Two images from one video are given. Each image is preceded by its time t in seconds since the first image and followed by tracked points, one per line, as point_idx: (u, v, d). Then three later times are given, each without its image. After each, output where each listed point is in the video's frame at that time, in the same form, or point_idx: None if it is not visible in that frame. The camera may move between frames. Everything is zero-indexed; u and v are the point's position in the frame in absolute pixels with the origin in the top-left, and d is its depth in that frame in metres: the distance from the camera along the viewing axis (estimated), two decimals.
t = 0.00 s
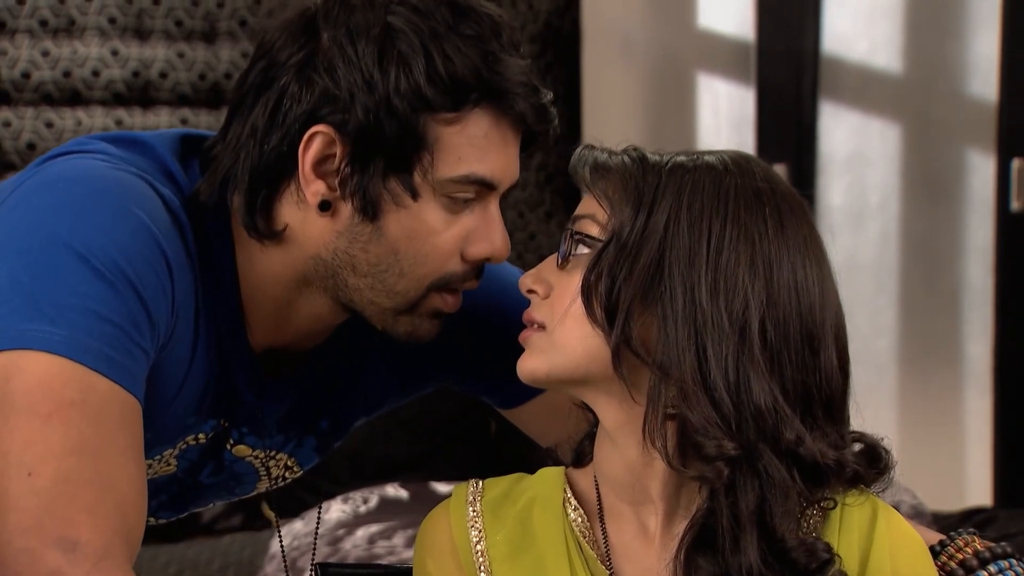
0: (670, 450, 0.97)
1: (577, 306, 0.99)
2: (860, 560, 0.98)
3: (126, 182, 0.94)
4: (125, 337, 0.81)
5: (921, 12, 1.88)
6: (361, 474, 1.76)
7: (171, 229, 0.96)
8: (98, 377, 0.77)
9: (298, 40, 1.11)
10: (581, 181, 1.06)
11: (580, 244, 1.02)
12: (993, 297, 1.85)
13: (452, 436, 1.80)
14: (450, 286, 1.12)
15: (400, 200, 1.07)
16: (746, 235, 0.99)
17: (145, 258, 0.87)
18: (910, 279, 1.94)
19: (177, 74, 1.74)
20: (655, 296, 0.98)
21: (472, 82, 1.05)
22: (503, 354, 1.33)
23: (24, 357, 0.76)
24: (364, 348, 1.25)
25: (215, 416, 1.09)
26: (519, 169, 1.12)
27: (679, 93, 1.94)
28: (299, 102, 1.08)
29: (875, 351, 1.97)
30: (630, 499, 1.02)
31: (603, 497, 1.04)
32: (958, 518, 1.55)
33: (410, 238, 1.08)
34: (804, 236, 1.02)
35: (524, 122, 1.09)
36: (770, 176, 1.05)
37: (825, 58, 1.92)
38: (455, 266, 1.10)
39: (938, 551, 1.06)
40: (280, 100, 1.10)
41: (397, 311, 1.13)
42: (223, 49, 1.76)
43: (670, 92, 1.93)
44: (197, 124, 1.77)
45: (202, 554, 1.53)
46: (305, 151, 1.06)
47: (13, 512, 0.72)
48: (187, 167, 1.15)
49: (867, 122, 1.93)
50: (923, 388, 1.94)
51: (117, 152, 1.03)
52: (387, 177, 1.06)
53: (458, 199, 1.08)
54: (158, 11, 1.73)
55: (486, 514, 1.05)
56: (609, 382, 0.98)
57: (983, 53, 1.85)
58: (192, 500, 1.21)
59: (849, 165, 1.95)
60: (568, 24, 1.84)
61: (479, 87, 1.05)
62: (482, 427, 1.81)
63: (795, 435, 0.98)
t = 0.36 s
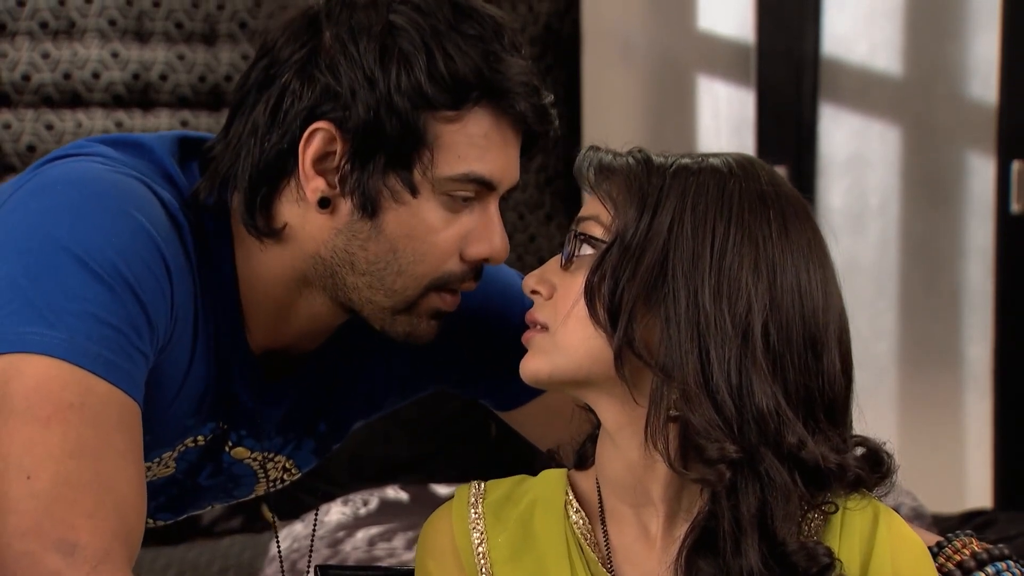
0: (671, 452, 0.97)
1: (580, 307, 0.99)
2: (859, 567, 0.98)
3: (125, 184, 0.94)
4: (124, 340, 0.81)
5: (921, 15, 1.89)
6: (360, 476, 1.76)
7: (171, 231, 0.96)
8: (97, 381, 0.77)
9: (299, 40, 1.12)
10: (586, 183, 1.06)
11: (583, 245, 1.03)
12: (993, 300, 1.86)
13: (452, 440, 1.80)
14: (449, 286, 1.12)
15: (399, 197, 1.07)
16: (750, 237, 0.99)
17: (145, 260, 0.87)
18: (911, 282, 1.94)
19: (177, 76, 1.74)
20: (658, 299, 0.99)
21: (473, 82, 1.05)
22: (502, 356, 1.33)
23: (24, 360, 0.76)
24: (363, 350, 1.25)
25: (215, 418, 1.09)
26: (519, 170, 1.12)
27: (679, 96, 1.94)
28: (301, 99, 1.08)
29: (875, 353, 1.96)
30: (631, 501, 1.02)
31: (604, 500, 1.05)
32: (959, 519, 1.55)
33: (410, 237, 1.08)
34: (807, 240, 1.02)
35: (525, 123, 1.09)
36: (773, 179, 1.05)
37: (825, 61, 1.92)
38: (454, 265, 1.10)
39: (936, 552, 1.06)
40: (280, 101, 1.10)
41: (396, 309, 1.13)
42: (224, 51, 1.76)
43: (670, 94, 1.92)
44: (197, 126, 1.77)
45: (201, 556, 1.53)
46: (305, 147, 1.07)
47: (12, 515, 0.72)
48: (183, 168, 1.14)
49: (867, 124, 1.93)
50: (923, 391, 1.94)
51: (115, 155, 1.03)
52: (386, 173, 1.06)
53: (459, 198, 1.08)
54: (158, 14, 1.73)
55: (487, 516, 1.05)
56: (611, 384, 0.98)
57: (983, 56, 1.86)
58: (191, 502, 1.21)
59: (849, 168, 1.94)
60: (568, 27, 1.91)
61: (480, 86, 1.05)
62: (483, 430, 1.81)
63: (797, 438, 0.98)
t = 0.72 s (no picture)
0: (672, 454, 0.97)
1: (580, 309, 0.99)
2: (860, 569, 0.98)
3: (120, 188, 0.94)
4: (119, 344, 0.81)
5: (921, 18, 1.88)
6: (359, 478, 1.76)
7: (166, 234, 0.96)
8: (93, 385, 0.78)
9: (298, 41, 1.12)
10: (586, 185, 1.06)
11: (584, 247, 1.03)
12: (993, 302, 1.85)
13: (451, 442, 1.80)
14: (448, 288, 1.12)
15: (398, 198, 1.07)
16: (750, 239, 0.99)
17: (141, 264, 0.87)
18: (910, 284, 1.94)
19: (177, 78, 1.74)
20: (658, 301, 0.99)
21: (472, 85, 1.05)
22: (502, 359, 1.33)
23: (20, 364, 0.76)
24: (363, 353, 1.25)
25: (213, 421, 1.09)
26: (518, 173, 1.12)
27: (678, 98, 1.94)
28: (301, 98, 1.08)
29: (875, 355, 1.97)
30: (631, 503, 1.02)
31: (604, 502, 1.05)
32: (959, 521, 1.55)
33: (408, 237, 1.08)
34: (808, 242, 1.02)
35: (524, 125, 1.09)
36: (774, 181, 1.05)
37: (825, 62, 1.92)
38: (452, 266, 1.10)
39: (935, 554, 1.06)
40: (280, 102, 1.10)
41: (396, 309, 1.13)
42: (223, 53, 1.77)
43: (669, 96, 1.92)
44: (197, 128, 1.77)
45: (201, 559, 1.53)
46: (305, 147, 1.07)
47: (9, 519, 0.72)
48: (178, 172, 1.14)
49: (867, 126, 1.93)
50: (923, 393, 1.94)
51: (112, 158, 1.03)
52: (385, 173, 1.06)
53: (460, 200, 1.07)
54: (158, 16, 1.73)
55: (488, 518, 1.05)
56: (610, 386, 0.98)
57: (983, 59, 1.85)
58: (188, 505, 1.21)
59: (849, 170, 1.95)
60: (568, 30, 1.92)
61: (479, 88, 1.06)
62: (482, 432, 1.81)
63: (797, 441, 0.98)
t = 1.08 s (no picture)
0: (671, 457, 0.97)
1: (581, 312, 0.99)
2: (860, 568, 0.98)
3: (119, 188, 0.94)
4: (118, 345, 0.81)
5: (921, 19, 1.88)
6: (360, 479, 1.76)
7: (165, 235, 0.96)
8: (93, 386, 0.78)
9: (299, 45, 1.12)
10: (587, 186, 1.06)
11: (587, 249, 1.03)
12: (993, 302, 1.85)
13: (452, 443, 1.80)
14: (451, 291, 1.12)
15: (403, 202, 1.07)
16: (750, 240, 0.99)
17: (139, 265, 0.87)
18: (910, 284, 1.94)
19: (177, 79, 1.74)
20: (658, 302, 0.99)
21: (472, 86, 1.05)
22: (502, 360, 1.33)
23: (19, 366, 0.76)
24: (363, 353, 1.25)
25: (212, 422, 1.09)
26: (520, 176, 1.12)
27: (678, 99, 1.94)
28: (305, 104, 1.08)
29: (875, 356, 1.97)
30: (632, 502, 1.02)
31: (604, 500, 1.05)
32: (959, 522, 1.55)
33: (414, 240, 1.08)
34: (808, 243, 1.02)
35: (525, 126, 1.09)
36: (774, 182, 1.05)
37: (825, 62, 1.92)
38: (456, 269, 1.10)
39: (935, 555, 1.05)
40: (281, 105, 1.10)
41: (402, 312, 1.13)
42: (224, 54, 1.76)
43: (669, 98, 1.93)
44: (197, 129, 1.76)
45: (201, 560, 1.53)
46: (310, 152, 1.07)
47: (8, 520, 0.72)
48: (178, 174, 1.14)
49: (866, 127, 1.93)
50: (923, 393, 1.94)
51: (111, 159, 1.03)
52: (391, 179, 1.06)
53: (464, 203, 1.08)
54: (158, 17, 1.73)
55: (488, 515, 1.05)
56: (610, 387, 0.98)
57: (983, 60, 1.85)
58: (187, 505, 1.21)
59: (849, 170, 1.95)
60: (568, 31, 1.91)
61: (479, 90, 1.06)
62: (483, 432, 1.81)
63: (798, 442, 0.98)
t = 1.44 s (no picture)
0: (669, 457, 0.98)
1: (579, 311, 0.99)
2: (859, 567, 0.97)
3: (120, 188, 0.94)
4: (118, 345, 0.81)
5: (922, 19, 1.89)
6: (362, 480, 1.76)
7: (166, 235, 0.96)
8: (94, 387, 0.78)
9: (301, 45, 1.12)
10: (586, 186, 1.06)
11: (586, 248, 1.03)
12: (993, 303, 1.86)
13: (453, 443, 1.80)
14: (451, 291, 1.12)
15: (404, 202, 1.07)
16: (748, 239, 1.00)
17: (140, 264, 0.87)
18: (910, 285, 1.94)
19: (177, 80, 1.74)
20: (656, 303, 0.99)
21: (474, 86, 1.05)
22: (502, 360, 1.33)
23: (19, 367, 0.76)
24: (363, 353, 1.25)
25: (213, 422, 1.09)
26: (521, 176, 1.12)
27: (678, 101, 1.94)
28: (306, 104, 1.08)
29: (874, 357, 1.97)
30: (631, 501, 1.02)
31: (604, 499, 1.05)
32: (960, 523, 1.55)
33: (416, 240, 1.08)
34: (807, 242, 1.02)
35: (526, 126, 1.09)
36: (773, 181, 1.05)
37: (825, 63, 1.92)
38: (457, 269, 1.10)
39: (936, 556, 1.06)
40: (281, 105, 1.10)
41: (404, 311, 1.13)
42: (223, 55, 1.76)
43: (669, 99, 1.92)
44: (197, 130, 1.76)
45: (201, 560, 1.53)
46: (311, 151, 1.07)
47: (8, 521, 0.72)
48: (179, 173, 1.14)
49: (867, 128, 1.93)
50: (923, 394, 1.94)
51: (111, 159, 1.03)
52: (392, 178, 1.06)
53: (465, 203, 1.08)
54: (158, 18, 1.73)
55: (488, 511, 1.05)
56: (610, 387, 0.98)
57: (983, 61, 1.86)
58: (189, 506, 1.21)
59: (849, 171, 1.95)
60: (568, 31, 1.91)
61: (481, 90, 1.06)
62: (483, 433, 1.81)
63: (797, 441, 0.98)
